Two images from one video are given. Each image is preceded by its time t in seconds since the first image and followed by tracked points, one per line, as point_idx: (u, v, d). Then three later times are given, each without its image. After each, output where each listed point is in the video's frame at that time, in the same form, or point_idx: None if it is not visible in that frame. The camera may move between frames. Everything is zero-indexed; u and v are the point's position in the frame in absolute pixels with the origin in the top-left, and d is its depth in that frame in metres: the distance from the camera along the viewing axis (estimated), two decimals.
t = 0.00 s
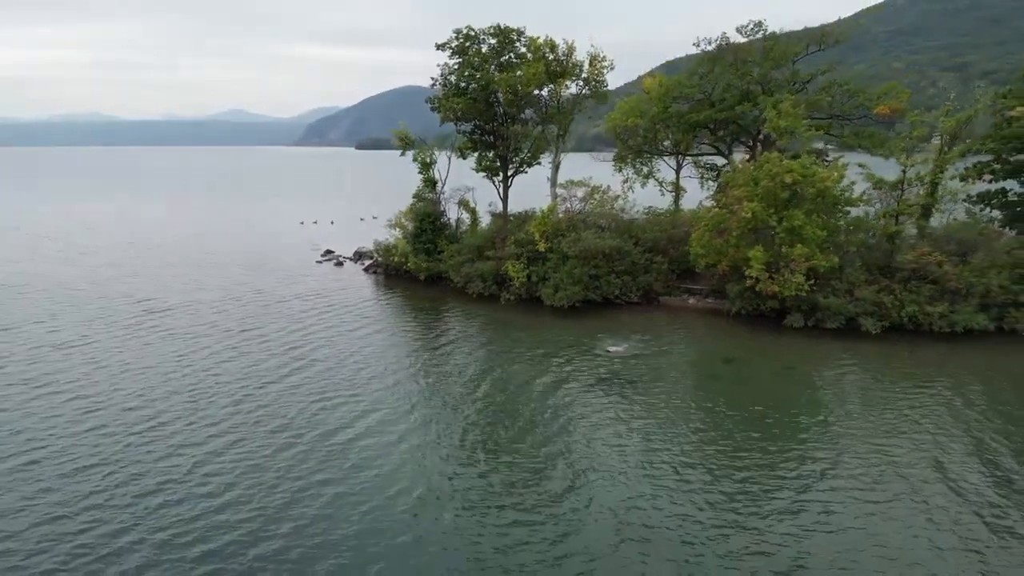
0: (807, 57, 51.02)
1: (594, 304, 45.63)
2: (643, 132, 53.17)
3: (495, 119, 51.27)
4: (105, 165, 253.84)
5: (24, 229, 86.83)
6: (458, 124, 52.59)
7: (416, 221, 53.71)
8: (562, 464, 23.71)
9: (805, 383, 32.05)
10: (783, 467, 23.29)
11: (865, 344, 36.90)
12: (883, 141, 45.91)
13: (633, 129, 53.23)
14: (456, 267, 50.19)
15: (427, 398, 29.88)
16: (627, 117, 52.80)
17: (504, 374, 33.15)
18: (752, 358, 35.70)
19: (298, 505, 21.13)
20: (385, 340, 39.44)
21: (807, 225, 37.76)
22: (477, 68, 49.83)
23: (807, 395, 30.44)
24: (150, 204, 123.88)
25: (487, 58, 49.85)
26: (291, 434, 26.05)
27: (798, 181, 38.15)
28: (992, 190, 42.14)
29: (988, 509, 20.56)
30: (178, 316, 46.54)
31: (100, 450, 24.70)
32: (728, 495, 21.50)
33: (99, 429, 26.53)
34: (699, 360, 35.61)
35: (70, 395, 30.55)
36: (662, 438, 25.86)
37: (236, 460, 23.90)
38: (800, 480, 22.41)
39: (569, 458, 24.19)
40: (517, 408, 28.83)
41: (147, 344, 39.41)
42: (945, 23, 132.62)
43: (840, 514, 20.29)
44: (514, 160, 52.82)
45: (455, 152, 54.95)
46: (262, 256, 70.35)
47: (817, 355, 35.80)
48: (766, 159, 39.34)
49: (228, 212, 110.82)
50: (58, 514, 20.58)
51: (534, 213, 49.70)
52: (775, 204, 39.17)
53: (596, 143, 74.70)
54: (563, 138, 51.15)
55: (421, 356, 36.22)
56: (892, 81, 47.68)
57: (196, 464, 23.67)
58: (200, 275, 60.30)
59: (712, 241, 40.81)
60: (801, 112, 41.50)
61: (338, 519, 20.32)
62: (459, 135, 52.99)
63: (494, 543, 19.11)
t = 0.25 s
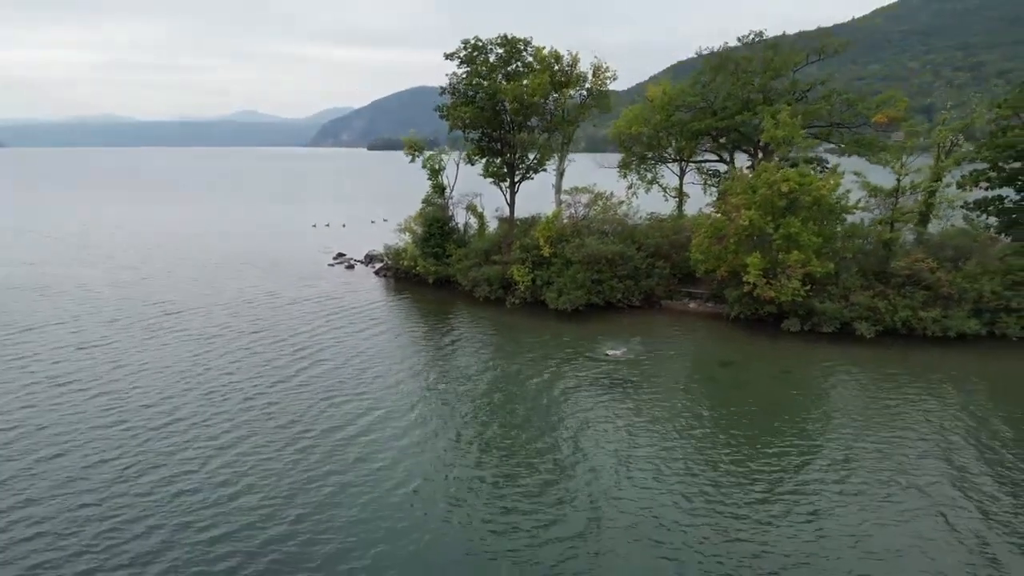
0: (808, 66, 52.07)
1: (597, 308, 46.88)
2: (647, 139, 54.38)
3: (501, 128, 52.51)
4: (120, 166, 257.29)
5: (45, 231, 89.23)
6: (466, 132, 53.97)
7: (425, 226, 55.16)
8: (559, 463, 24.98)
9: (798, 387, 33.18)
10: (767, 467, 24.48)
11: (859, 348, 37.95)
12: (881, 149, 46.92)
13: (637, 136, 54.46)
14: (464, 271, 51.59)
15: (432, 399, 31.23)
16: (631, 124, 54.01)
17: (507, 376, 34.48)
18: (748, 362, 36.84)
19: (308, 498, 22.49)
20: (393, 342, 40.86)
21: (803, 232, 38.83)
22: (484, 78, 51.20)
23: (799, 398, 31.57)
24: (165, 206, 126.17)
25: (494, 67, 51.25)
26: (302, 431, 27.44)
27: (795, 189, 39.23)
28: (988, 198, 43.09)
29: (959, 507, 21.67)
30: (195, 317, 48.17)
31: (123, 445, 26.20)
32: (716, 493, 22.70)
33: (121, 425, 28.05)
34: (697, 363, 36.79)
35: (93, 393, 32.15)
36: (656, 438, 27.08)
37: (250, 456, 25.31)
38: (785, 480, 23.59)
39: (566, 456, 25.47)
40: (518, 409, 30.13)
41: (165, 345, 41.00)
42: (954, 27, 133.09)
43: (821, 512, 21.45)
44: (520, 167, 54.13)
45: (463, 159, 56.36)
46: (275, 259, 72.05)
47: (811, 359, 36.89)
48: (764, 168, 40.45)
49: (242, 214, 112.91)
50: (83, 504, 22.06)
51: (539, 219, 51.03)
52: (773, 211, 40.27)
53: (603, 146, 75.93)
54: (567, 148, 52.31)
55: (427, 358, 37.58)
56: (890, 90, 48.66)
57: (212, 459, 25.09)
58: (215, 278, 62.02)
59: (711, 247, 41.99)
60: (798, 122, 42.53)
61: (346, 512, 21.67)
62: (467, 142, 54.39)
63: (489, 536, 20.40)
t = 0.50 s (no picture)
0: (806, 74, 53.02)
1: (598, 311, 47.98)
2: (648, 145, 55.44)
3: (506, 134, 53.70)
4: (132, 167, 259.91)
5: (59, 232, 90.90)
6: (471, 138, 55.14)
7: (430, 230, 56.40)
8: (555, 460, 26.10)
9: (790, 389, 34.19)
10: (755, 465, 25.53)
11: (852, 351, 38.91)
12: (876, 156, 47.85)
13: (638, 142, 55.52)
14: (468, 275, 52.80)
15: (435, 399, 32.40)
16: (632, 131, 55.10)
17: (508, 378, 35.63)
18: (743, 365, 37.87)
19: (314, 492, 23.66)
20: (398, 344, 42.08)
21: (798, 238, 39.81)
22: (489, 85, 52.36)
23: (790, 400, 32.61)
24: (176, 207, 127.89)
25: (498, 75, 52.44)
26: (309, 429, 28.63)
27: (790, 196, 40.22)
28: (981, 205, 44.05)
29: (936, 504, 22.68)
30: (206, 319, 49.51)
31: (138, 441, 27.43)
32: (704, 490, 23.77)
33: (136, 423, 29.29)
34: (693, 366, 37.85)
35: (109, 392, 33.40)
36: (649, 437, 28.18)
37: (259, 452, 26.49)
38: (771, 477, 24.63)
39: (562, 454, 26.60)
40: (518, 409, 31.26)
41: (177, 346, 42.31)
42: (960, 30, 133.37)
43: (803, 508, 22.49)
44: (524, 172, 55.26)
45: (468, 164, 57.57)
46: (284, 261, 73.44)
47: (805, 362, 37.88)
48: (761, 175, 41.46)
49: (251, 216, 114.40)
50: (103, 498, 23.25)
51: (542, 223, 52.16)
52: (769, 218, 41.26)
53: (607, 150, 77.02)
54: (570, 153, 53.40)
55: (432, 360, 38.79)
56: (886, 98, 49.60)
57: (223, 455, 26.28)
58: (226, 280, 63.41)
59: (709, 252, 43.08)
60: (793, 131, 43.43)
61: (350, 505, 22.82)
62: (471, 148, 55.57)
63: (487, 528, 21.54)
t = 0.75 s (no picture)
0: (802, 82, 54.19)
1: (597, 314, 49.30)
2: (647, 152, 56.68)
3: (508, 141, 55.00)
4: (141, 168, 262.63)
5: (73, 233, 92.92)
6: (474, 144, 56.49)
7: (434, 234, 57.83)
8: (550, 458, 27.46)
9: (779, 391, 35.45)
10: (739, 463, 26.82)
11: (841, 354, 40.15)
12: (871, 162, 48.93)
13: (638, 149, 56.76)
14: (471, 278, 54.20)
15: (436, 399, 33.79)
16: (632, 137, 56.36)
17: (507, 379, 37.01)
18: (735, 367, 39.15)
19: (319, 486, 25.07)
20: (402, 345, 43.52)
21: (789, 244, 41.02)
22: (492, 94, 53.71)
23: (779, 401, 33.87)
24: (186, 208, 129.75)
25: (501, 84, 53.77)
26: (315, 427, 30.06)
27: (782, 204, 41.44)
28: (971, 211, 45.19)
29: (909, 500, 23.88)
30: (216, 321, 51.08)
31: (152, 438, 28.91)
32: (689, 486, 25.08)
33: (150, 421, 30.79)
34: (687, 368, 39.12)
35: (124, 391, 34.96)
36: (640, 436, 29.53)
37: (268, 448, 27.95)
38: (754, 475, 25.92)
39: (556, 451, 27.98)
40: (515, 409, 32.62)
41: (188, 347, 43.85)
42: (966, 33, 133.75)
43: (781, 503, 23.76)
44: (526, 178, 56.57)
45: (472, 170, 58.97)
46: (292, 263, 75.00)
47: (795, 365, 39.11)
48: (754, 183, 42.68)
49: (260, 217, 116.23)
50: (121, 490, 24.73)
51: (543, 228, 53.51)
52: (762, 224, 42.47)
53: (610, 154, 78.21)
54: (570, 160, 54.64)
55: (434, 361, 40.23)
56: (880, 106, 50.69)
57: (233, 451, 27.72)
58: (236, 281, 65.04)
59: (704, 258, 44.37)
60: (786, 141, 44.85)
61: (352, 498, 24.24)
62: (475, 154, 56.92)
63: (482, 520, 22.88)
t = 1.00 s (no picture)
0: (800, 90, 55.15)
1: (597, 317, 50.42)
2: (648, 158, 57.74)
3: (510, 148, 56.19)
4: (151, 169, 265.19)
5: (86, 235, 94.71)
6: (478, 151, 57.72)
7: (439, 239, 59.06)
8: (545, 456, 28.61)
9: (771, 392, 36.49)
10: (726, 462, 27.92)
11: (833, 357, 41.12)
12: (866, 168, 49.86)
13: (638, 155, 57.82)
14: (474, 281, 55.39)
15: (438, 399, 34.98)
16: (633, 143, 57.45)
17: (507, 380, 38.19)
18: (729, 370, 40.20)
19: (322, 481, 26.28)
20: (406, 347, 44.74)
21: (783, 249, 42.07)
22: (495, 101, 54.91)
23: (770, 403, 34.92)
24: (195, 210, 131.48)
25: (504, 92, 55.02)
26: (320, 426, 31.28)
27: (776, 210, 42.53)
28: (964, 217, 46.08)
29: (887, 497, 24.90)
30: (226, 322, 52.44)
31: (164, 435, 30.19)
32: (677, 483, 26.18)
33: (162, 418, 32.09)
34: (683, 370, 40.20)
35: (137, 390, 36.30)
36: (633, 435, 30.64)
37: (274, 445, 29.18)
38: (742, 473, 27.02)
39: (551, 450, 29.14)
40: (514, 409, 33.80)
41: (198, 348, 45.19)
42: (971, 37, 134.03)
43: (765, 500, 24.83)
44: (528, 184, 57.74)
45: (475, 175, 60.18)
46: (300, 265, 76.38)
47: (788, 367, 40.13)
48: (750, 190, 43.76)
49: (269, 219, 117.85)
50: (134, 483, 26.00)
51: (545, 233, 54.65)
52: (757, 230, 43.55)
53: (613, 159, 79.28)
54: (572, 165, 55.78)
55: (437, 362, 41.44)
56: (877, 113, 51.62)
57: (242, 447, 28.96)
58: (245, 283, 66.47)
59: (701, 262, 45.46)
60: (781, 149, 46.30)
61: (354, 492, 25.43)
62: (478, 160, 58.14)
63: (478, 514, 24.02)
